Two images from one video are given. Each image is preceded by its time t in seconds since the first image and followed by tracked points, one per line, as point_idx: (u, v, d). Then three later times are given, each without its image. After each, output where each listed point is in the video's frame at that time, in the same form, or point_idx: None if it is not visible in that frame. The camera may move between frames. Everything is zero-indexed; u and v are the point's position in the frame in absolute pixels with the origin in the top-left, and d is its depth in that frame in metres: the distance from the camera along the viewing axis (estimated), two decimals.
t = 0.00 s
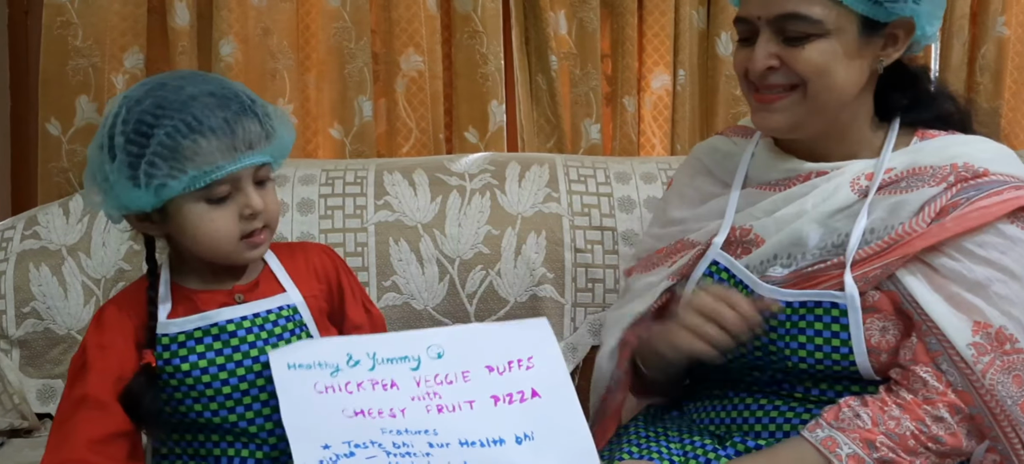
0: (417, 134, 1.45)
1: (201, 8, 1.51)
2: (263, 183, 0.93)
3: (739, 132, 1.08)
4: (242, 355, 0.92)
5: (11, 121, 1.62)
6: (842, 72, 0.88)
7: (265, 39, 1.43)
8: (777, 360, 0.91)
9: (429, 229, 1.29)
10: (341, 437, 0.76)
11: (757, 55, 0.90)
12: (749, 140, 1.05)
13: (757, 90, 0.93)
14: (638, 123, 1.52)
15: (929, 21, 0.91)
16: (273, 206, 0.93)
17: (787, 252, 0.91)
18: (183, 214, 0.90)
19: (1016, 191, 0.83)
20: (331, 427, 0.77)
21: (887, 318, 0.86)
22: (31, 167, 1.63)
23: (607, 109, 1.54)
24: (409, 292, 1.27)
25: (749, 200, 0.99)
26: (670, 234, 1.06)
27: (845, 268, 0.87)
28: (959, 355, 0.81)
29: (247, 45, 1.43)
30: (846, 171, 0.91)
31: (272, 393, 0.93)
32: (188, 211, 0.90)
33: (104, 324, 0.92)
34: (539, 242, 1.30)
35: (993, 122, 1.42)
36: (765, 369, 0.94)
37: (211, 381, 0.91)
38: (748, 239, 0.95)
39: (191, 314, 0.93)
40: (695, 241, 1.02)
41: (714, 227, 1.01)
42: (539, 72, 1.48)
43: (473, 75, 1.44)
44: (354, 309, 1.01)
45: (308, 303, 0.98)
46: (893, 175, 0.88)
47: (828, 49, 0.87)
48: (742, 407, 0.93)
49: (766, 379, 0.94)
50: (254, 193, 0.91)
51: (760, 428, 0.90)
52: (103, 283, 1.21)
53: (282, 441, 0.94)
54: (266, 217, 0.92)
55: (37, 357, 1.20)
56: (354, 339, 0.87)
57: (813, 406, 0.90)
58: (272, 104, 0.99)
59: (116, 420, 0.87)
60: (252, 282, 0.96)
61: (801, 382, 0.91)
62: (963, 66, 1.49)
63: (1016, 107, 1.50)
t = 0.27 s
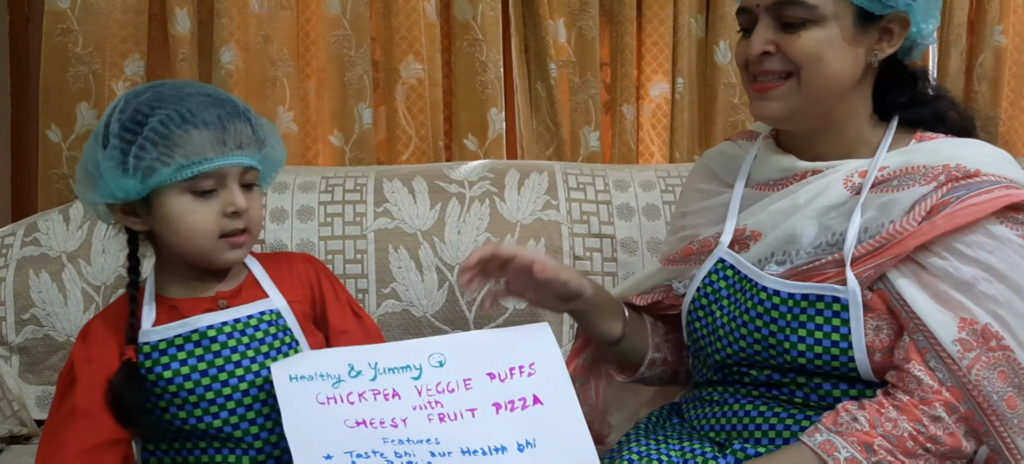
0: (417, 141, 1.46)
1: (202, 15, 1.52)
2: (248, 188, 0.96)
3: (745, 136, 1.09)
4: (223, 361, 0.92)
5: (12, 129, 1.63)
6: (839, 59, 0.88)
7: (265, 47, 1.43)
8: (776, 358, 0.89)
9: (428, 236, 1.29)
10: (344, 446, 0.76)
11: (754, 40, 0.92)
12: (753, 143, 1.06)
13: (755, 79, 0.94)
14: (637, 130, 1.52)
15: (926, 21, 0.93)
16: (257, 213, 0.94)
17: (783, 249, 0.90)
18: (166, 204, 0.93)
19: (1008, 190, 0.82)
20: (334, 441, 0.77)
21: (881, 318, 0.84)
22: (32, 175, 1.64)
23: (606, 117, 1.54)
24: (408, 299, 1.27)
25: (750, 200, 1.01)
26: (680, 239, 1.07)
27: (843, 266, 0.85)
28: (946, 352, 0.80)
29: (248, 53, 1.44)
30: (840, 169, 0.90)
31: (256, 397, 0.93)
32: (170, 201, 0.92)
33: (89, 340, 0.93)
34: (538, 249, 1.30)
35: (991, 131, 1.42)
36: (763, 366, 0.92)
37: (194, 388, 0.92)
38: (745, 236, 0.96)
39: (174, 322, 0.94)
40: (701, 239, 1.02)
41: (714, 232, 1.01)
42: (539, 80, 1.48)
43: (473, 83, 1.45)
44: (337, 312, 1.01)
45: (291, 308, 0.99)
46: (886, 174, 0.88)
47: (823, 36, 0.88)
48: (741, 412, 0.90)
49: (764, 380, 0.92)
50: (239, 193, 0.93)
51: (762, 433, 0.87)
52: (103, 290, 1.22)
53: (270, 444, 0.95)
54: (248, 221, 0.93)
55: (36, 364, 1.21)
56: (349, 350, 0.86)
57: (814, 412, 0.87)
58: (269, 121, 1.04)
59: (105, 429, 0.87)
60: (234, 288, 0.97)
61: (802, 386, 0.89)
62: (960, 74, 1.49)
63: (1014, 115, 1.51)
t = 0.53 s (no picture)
0: (416, 146, 1.46)
1: (201, 20, 1.52)
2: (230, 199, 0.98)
3: (742, 142, 1.09)
4: (194, 370, 0.92)
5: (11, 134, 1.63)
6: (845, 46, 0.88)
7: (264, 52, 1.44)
8: (778, 350, 0.88)
9: (426, 241, 1.29)
10: (377, 351, 0.71)
11: (774, 18, 0.90)
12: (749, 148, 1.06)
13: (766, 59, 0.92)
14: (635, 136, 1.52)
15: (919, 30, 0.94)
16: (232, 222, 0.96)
17: (784, 246, 0.90)
18: (145, 190, 0.94)
19: (1004, 180, 0.82)
20: (366, 343, 0.72)
21: (881, 305, 0.84)
22: (30, 179, 1.64)
23: (605, 123, 1.55)
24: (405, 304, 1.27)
25: (749, 200, 1.01)
26: (677, 241, 1.07)
27: (845, 257, 0.85)
28: (953, 333, 0.79)
29: (247, 58, 1.44)
30: (838, 167, 0.90)
31: (230, 403, 0.93)
32: (149, 188, 0.94)
33: (64, 359, 0.95)
34: (535, 255, 1.30)
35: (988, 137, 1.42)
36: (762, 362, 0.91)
37: (165, 399, 0.91)
38: (745, 234, 0.96)
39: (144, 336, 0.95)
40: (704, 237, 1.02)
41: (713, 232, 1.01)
42: (537, 85, 1.49)
43: (471, 89, 1.45)
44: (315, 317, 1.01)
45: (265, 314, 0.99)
46: (883, 170, 0.88)
47: (841, 20, 0.88)
48: (740, 411, 0.88)
49: (763, 376, 0.90)
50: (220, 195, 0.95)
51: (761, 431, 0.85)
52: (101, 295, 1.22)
53: (248, 451, 0.94)
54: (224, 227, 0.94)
55: (34, 369, 1.19)
56: (391, 264, 0.82)
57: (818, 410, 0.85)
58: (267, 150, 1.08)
59: (88, 439, 0.89)
60: (205, 299, 0.98)
61: (800, 382, 0.87)
62: (958, 80, 1.49)
63: (1011, 122, 1.51)
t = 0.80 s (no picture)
0: (414, 150, 1.46)
1: (200, 23, 1.52)
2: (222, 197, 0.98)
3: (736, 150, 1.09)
4: (200, 375, 0.93)
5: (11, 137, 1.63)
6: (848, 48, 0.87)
7: (264, 55, 1.44)
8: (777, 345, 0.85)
9: (425, 246, 1.29)
10: (482, 247, 0.69)
11: (794, 17, 0.88)
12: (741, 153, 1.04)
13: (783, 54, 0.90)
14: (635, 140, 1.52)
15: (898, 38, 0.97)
16: (226, 222, 0.96)
17: (784, 245, 0.88)
18: (134, 194, 0.95)
19: (997, 170, 0.81)
20: (480, 235, 0.70)
21: (883, 298, 0.82)
22: (30, 183, 1.64)
23: (604, 127, 1.55)
24: (405, 309, 1.27)
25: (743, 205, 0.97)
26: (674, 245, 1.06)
27: (844, 252, 0.83)
28: (975, 310, 0.75)
29: (247, 61, 1.44)
30: (832, 165, 0.88)
31: (235, 410, 0.93)
32: (138, 191, 0.94)
33: (66, 362, 0.96)
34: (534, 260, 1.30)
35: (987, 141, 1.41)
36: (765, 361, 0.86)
37: (171, 403, 0.92)
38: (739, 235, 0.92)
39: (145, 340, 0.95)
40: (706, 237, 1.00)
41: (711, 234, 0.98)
42: (536, 90, 1.49)
43: (471, 93, 1.45)
44: (316, 327, 1.03)
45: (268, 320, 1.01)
46: (877, 167, 0.86)
47: (853, 24, 0.88)
48: (739, 416, 0.84)
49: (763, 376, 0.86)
50: (211, 194, 0.95)
51: (764, 435, 0.81)
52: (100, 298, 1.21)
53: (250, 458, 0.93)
54: (217, 227, 0.94)
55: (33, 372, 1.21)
56: (537, 166, 0.77)
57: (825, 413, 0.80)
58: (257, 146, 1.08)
59: (89, 444, 0.90)
60: (207, 304, 0.99)
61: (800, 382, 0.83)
62: (956, 85, 1.49)
63: (1009, 126, 1.51)
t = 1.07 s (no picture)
0: (406, 154, 1.44)
1: (190, 26, 1.51)
2: (229, 202, 1.00)
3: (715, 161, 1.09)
4: (195, 386, 0.94)
5: None
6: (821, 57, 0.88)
7: (254, 59, 1.43)
8: (768, 354, 0.82)
9: (417, 250, 1.28)
10: (571, 266, 0.82)
11: (749, 29, 0.90)
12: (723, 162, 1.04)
13: (739, 64, 0.91)
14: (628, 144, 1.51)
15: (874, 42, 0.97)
16: (231, 229, 0.98)
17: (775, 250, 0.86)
18: (140, 199, 0.97)
19: (988, 176, 0.78)
20: (571, 254, 0.83)
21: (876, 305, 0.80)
22: (19, 188, 1.62)
23: (597, 131, 1.53)
24: (395, 314, 1.26)
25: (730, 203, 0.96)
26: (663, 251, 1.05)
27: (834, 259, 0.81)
28: (979, 302, 0.75)
29: (237, 64, 1.43)
30: (822, 170, 0.86)
31: (227, 422, 0.94)
32: (145, 196, 0.97)
33: (65, 360, 0.97)
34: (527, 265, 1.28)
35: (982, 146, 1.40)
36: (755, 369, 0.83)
37: (164, 412, 0.93)
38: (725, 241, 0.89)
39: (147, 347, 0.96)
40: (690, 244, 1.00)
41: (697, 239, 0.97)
42: (530, 93, 1.47)
43: (463, 96, 1.44)
44: (314, 347, 1.01)
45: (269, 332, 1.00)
46: (866, 171, 0.83)
47: (814, 31, 0.88)
48: (729, 423, 0.82)
49: (755, 383, 0.83)
50: (217, 200, 0.96)
51: (753, 444, 0.79)
52: (88, 303, 1.20)
53: None
54: (222, 232, 0.96)
55: (21, 377, 1.18)
56: (604, 159, 0.85)
57: (817, 420, 0.78)
58: (266, 150, 1.10)
59: (86, 447, 0.91)
60: (211, 314, 0.99)
61: (789, 388, 0.80)
62: (951, 89, 1.48)
63: (1004, 130, 1.49)
